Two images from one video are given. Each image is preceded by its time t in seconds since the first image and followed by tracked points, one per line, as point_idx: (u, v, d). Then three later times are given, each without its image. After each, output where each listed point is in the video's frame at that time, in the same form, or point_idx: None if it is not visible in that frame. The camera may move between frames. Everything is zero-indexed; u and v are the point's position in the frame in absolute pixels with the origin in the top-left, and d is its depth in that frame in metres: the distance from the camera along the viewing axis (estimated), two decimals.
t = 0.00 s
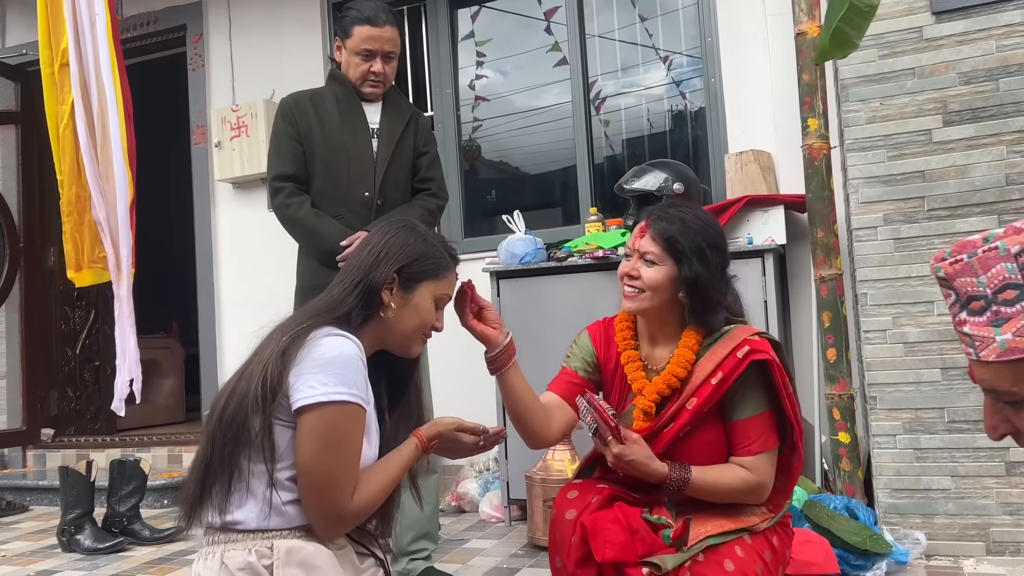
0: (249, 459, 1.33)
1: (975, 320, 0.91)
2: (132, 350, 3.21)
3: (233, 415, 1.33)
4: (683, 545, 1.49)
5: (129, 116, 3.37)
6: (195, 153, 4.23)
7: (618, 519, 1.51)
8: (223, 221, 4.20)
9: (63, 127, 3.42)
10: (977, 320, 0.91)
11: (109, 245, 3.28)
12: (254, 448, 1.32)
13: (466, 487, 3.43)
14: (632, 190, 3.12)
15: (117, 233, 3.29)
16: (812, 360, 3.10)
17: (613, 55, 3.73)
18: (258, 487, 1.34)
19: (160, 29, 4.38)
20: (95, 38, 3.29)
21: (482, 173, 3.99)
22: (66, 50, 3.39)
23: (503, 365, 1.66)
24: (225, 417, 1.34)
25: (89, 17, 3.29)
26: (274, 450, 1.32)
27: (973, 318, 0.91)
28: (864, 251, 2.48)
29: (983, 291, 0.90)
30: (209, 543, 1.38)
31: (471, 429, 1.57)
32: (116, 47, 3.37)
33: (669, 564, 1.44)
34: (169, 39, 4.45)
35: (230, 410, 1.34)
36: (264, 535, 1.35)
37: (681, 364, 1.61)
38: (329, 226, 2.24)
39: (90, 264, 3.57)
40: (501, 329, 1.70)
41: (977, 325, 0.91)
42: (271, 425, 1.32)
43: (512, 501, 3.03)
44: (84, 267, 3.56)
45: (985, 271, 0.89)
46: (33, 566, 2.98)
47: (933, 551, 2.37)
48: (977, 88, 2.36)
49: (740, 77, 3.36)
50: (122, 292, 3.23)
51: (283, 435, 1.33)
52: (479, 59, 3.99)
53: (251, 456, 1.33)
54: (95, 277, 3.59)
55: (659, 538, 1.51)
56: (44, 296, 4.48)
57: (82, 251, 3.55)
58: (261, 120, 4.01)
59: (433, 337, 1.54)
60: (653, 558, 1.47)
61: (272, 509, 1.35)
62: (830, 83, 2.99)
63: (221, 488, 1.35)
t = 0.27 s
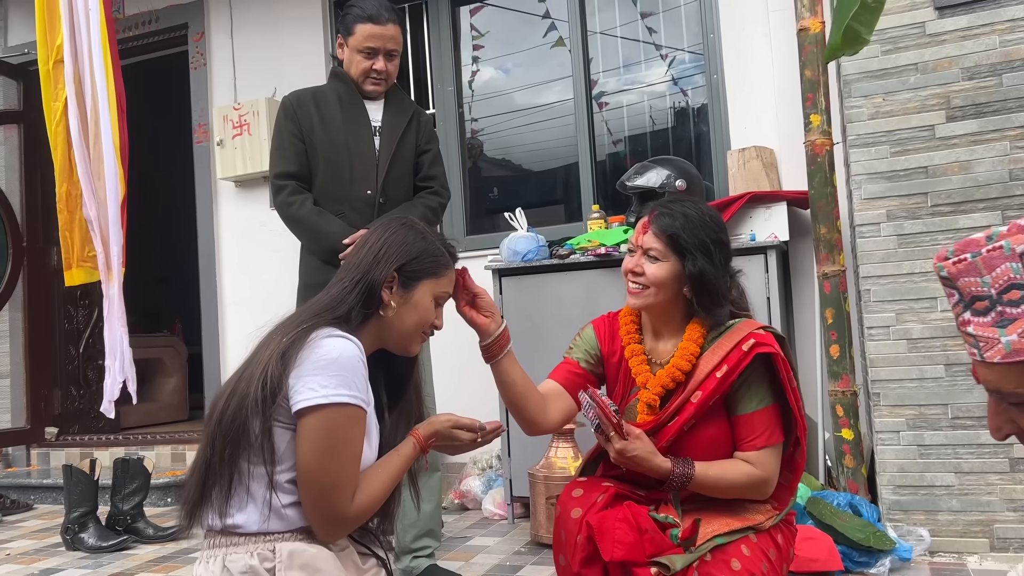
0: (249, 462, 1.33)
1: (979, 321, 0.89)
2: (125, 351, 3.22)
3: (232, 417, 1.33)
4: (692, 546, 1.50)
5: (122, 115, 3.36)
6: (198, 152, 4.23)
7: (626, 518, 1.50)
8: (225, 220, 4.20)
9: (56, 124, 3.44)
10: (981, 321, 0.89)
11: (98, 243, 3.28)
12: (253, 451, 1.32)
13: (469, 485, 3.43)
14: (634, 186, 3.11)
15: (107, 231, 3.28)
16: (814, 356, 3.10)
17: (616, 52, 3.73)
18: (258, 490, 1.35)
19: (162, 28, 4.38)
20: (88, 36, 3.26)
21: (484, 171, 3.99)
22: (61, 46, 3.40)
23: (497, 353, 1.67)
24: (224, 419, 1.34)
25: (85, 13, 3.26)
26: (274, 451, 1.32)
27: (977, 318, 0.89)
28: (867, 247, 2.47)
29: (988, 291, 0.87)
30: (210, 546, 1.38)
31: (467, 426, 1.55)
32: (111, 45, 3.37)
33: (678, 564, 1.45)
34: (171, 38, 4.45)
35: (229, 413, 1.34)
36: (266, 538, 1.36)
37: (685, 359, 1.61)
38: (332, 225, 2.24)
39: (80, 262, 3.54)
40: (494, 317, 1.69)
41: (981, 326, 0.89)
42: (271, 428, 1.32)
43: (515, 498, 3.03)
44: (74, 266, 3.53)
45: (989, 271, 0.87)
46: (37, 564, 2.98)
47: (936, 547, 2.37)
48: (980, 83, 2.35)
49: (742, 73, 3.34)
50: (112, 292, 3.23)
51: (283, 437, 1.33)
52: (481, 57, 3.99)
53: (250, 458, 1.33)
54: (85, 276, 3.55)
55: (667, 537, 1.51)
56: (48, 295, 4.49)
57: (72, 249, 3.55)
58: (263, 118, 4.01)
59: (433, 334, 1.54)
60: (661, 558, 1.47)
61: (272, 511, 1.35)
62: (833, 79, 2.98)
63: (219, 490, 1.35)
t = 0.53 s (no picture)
0: (252, 462, 1.34)
1: (987, 322, 0.90)
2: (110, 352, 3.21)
3: (235, 417, 1.33)
4: (699, 546, 1.51)
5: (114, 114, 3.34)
6: (200, 151, 4.24)
7: (634, 517, 1.50)
8: (228, 219, 4.21)
9: (46, 120, 3.42)
10: (988, 322, 0.90)
11: (88, 243, 3.28)
12: (257, 451, 1.33)
13: (472, 483, 3.44)
14: (637, 184, 3.11)
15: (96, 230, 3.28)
16: (818, 354, 3.10)
17: (618, 49, 3.72)
18: (261, 490, 1.35)
19: (164, 27, 4.38)
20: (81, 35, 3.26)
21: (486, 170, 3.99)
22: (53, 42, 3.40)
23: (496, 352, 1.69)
24: (227, 419, 1.34)
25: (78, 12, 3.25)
26: (277, 451, 1.32)
27: (984, 319, 0.90)
28: (871, 244, 2.47)
29: (996, 291, 0.88)
30: (214, 546, 1.38)
31: (467, 424, 1.55)
32: (105, 44, 3.34)
33: (684, 563, 1.45)
34: (173, 37, 4.45)
35: (232, 413, 1.34)
36: (270, 538, 1.36)
37: (689, 356, 1.60)
38: (335, 224, 2.24)
39: (70, 261, 3.55)
40: (491, 310, 1.70)
41: (989, 327, 0.89)
42: (274, 427, 1.32)
43: (519, 497, 3.03)
44: (63, 264, 3.54)
45: (997, 271, 0.88)
46: (42, 563, 2.99)
47: (941, 544, 2.37)
48: (984, 80, 2.35)
49: (745, 70, 3.34)
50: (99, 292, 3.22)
51: (286, 436, 1.33)
52: (483, 55, 3.99)
53: (253, 458, 1.33)
54: (75, 275, 3.56)
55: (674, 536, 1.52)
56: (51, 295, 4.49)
57: (61, 247, 3.55)
58: (265, 117, 4.01)
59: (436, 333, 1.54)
60: (667, 557, 1.47)
61: (276, 511, 1.35)
62: (835, 76, 2.98)
63: (222, 490, 1.35)
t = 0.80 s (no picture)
0: (254, 461, 1.34)
1: (987, 323, 0.89)
2: (93, 353, 3.21)
3: (236, 417, 1.33)
4: (697, 544, 1.51)
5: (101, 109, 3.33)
6: (202, 150, 4.24)
7: (632, 515, 1.50)
8: (229, 218, 4.21)
9: (35, 116, 3.39)
10: (988, 323, 0.89)
11: (75, 240, 3.29)
12: (259, 450, 1.33)
13: (474, 482, 3.44)
14: (638, 182, 3.12)
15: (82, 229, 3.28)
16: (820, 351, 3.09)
17: (619, 47, 3.72)
18: (262, 489, 1.35)
19: (165, 27, 4.39)
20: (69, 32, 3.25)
21: (488, 168, 3.99)
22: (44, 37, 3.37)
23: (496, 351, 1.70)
24: (228, 420, 1.34)
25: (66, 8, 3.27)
26: (279, 451, 1.33)
27: (984, 320, 0.90)
28: (872, 241, 2.47)
29: (996, 292, 0.88)
30: (217, 545, 1.38)
31: (468, 422, 1.55)
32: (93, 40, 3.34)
33: (682, 562, 1.45)
34: (174, 36, 4.45)
35: (233, 412, 1.34)
36: (272, 536, 1.36)
37: (691, 355, 1.60)
38: (336, 222, 2.24)
39: (58, 259, 3.55)
40: (490, 306, 1.70)
41: (990, 329, 0.89)
42: (276, 426, 1.32)
43: (521, 495, 3.03)
44: (51, 262, 3.54)
45: (997, 272, 0.87)
46: (45, 562, 3.00)
47: (943, 542, 2.37)
48: (986, 76, 2.34)
49: (746, 68, 3.34)
50: (86, 290, 3.23)
51: (288, 436, 1.33)
52: (484, 54, 3.99)
53: (255, 458, 1.34)
54: (63, 274, 3.56)
55: (673, 535, 1.52)
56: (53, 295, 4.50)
57: (48, 245, 3.54)
58: (266, 115, 4.02)
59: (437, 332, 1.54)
60: (665, 556, 1.48)
61: (277, 510, 1.35)
62: (837, 73, 2.97)
63: (225, 490, 1.36)
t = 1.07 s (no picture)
0: (254, 460, 1.34)
1: (989, 326, 0.89)
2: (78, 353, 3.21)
3: (236, 416, 1.33)
4: (695, 542, 1.51)
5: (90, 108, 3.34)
6: (202, 149, 4.24)
7: (631, 512, 1.50)
8: (230, 217, 4.21)
9: (25, 114, 3.39)
10: (991, 326, 0.89)
11: (62, 239, 3.28)
12: (258, 450, 1.33)
13: (475, 480, 3.44)
14: (638, 181, 3.11)
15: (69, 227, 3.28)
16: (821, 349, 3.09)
17: (619, 45, 3.72)
18: (263, 488, 1.35)
19: (165, 26, 4.39)
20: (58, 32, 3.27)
21: (488, 167, 3.99)
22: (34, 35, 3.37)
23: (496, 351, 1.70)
24: (228, 419, 1.34)
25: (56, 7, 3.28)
26: (279, 450, 1.33)
27: (987, 322, 0.90)
28: (873, 239, 2.47)
29: (998, 295, 0.88)
30: (217, 544, 1.39)
31: (467, 419, 1.55)
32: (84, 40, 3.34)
33: (680, 560, 1.45)
34: (174, 35, 4.45)
35: (233, 412, 1.34)
36: (272, 535, 1.36)
37: (691, 354, 1.60)
38: (335, 221, 2.24)
39: (44, 258, 3.54)
40: (490, 305, 1.70)
41: (992, 331, 0.89)
42: (276, 425, 1.32)
43: (521, 493, 3.03)
44: (37, 261, 3.53)
45: (999, 275, 0.87)
46: (46, 562, 3.00)
47: (944, 540, 2.37)
48: (986, 74, 2.34)
49: (747, 66, 3.33)
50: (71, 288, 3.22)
51: (288, 434, 1.33)
52: (484, 52, 3.98)
53: (256, 457, 1.34)
54: (49, 273, 3.55)
55: (671, 533, 1.52)
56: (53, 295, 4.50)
57: (36, 244, 3.53)
58: (266, 114, 4.01)
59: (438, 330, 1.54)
60: (663, 553, 1.48)
61: (278, 509, 1.35)
62: (837, 71, 2.97)
63: (225, 489, 1.36)
